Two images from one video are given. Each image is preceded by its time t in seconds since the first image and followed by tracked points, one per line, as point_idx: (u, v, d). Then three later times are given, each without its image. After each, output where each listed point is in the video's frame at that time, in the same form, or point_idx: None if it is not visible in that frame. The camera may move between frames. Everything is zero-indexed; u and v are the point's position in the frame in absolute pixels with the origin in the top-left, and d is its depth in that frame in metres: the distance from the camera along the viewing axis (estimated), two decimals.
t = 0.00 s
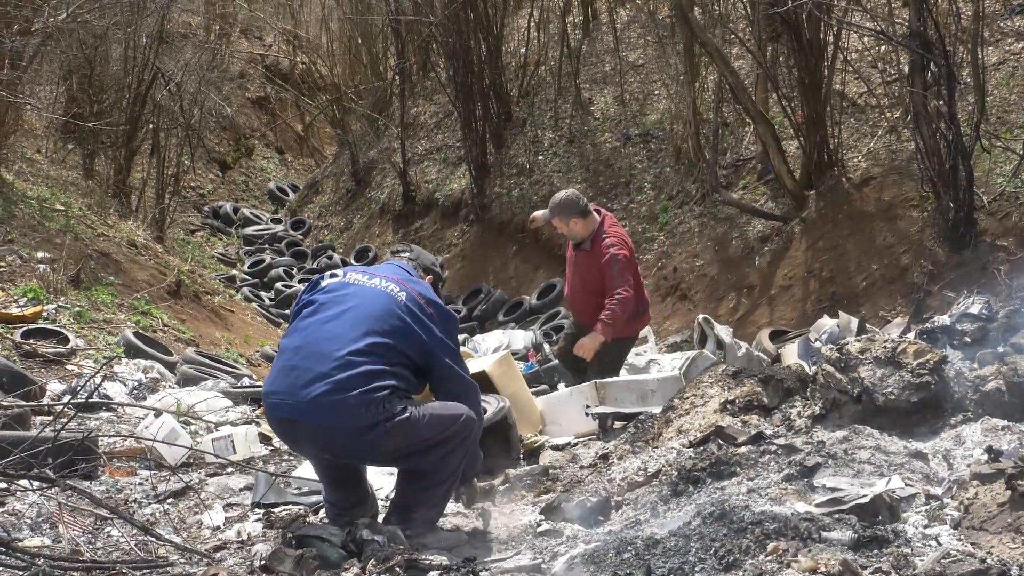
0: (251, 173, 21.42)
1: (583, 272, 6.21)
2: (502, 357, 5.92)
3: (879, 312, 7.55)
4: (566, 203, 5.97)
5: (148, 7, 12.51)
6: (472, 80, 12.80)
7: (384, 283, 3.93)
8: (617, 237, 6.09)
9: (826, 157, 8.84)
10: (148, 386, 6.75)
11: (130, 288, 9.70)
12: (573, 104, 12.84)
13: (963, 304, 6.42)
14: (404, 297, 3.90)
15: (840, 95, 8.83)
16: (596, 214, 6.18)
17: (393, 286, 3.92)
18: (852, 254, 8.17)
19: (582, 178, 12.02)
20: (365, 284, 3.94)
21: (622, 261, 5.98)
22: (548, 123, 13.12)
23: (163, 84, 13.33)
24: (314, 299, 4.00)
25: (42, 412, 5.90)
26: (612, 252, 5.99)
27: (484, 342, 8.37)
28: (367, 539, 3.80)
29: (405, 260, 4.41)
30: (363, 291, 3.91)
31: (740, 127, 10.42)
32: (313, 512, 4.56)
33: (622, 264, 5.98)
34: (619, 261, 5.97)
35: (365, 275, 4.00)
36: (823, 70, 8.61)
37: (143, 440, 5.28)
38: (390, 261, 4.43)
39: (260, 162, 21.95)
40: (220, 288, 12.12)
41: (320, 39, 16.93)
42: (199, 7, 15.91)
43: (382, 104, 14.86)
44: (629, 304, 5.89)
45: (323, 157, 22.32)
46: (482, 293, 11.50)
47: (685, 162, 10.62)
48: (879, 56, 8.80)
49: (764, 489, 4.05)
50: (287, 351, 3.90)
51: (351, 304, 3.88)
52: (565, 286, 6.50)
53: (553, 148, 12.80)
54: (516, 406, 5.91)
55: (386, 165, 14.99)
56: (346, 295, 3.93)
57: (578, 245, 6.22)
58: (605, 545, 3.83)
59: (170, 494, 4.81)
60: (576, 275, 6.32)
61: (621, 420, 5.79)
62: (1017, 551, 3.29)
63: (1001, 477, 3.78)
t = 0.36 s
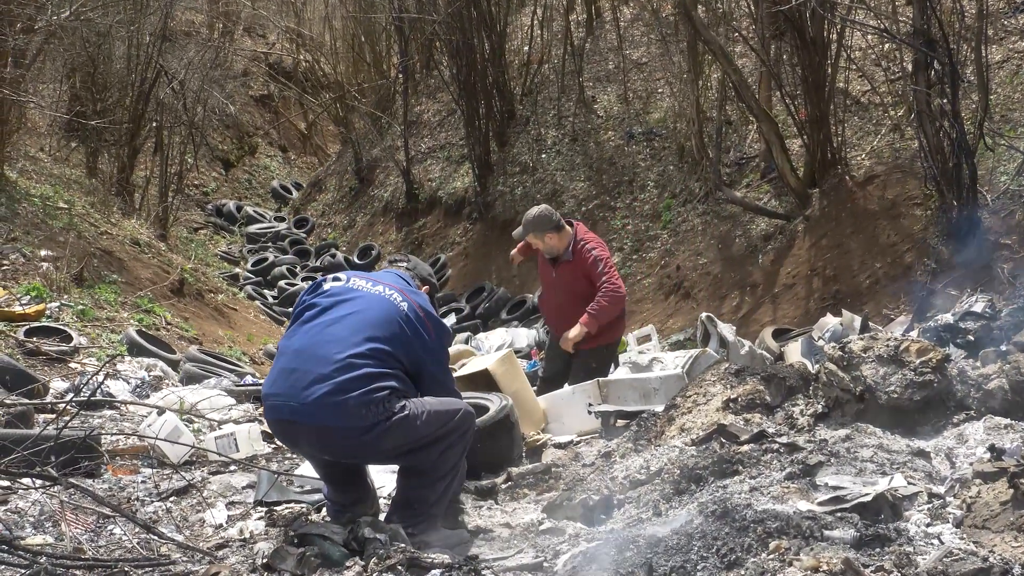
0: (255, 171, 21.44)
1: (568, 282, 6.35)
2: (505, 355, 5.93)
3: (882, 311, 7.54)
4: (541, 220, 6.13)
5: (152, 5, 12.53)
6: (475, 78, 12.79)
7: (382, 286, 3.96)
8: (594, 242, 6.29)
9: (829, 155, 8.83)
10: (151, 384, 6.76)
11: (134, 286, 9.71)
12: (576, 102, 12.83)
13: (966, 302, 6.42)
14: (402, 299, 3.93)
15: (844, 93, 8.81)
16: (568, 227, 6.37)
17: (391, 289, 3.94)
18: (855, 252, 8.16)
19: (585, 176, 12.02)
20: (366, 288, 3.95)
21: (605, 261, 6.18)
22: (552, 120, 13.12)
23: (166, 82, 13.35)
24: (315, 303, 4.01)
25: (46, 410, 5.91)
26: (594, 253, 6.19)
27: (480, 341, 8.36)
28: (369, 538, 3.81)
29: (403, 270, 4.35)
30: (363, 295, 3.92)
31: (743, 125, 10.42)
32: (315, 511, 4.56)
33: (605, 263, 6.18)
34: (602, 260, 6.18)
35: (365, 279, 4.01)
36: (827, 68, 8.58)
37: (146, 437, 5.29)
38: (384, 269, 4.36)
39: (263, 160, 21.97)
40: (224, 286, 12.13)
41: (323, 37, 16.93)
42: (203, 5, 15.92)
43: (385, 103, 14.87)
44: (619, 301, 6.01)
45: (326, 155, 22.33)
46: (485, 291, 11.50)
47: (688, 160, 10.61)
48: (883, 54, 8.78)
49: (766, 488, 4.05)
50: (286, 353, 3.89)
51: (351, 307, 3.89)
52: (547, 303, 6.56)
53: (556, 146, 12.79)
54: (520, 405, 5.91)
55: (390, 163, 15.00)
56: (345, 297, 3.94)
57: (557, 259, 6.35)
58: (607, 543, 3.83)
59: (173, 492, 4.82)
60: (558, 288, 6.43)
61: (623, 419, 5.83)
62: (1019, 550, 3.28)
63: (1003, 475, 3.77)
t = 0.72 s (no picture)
0: (257, 170, 21.44)
1: (556, 277, 6.39)
2: (507, 352, 5.86)
3: (884, 307, 7.53)
4: (520, 217, 6.15)
5: (154, 3, 12.53)
6: (477, 76, 12.77)
7: (380, 267, 3.96)
8: (572, 231, 6.35)
9: (831, 151, 8.81)
10: (153, 383, 6.76)
11: (136, 284, 9.72)
12: (578, 99, 12.82)
13: (969, 298, 6.40)
14: (400, 280, 3.93)
15: (845, 89, 8.79)
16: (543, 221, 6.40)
17: (389, 270, 3.94)
18: (858, 248, 8.14)
19: (587, 173, 12.01)
20: (363, 270, 3.96)
21: (587, 246, 6.27)
22: (554, 117, 13.10)
23: (168, 80, 13.36)
24: (312, 289, 4.00)
25: (47, 409, 5.92)
26: (577, 241, 6.27)
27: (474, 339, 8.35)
28: (370, 537, 3.82)
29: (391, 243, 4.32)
30: (361, 277, 3.93)
31: (745, 122, 10.41)
32: (316, 509, 4.56)
33: (589, 248, 6.26)
34: (586, 247, 6.26)
35: (360, 261, 4.01)
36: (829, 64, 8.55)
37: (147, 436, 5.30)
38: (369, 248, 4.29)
39: (265, 158, 21.97)
40: (226, 284, 12.14)
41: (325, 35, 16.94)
42: (205, 3, 15.92)
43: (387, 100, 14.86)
44: (613, 281, 6.12)
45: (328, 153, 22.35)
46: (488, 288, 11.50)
47: (690, 157, 10.60)
48: (885, 50, 8.76)
49: (768, 485, 4.05)
50: (288, 340, 3.89)
51: (350, 291, 3.89)
52: (537, 303, 6.56)
53: (558, 143, 12.78)
54: (522, 402, 5.86)
55: (392, 161, 15.01)
56: (343, 281, 3.95)
57: (540, 255, 6.38)
58: (608, 540, 3.82)
59: (174, 491, 4.82)
60: (546, 284, 6.46)
61: (625, 416, 5.83)
62: (1020, 546, 3.27)
63: (1005, 471, 3.76)
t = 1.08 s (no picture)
0: (257, 170, 21.44)
1: (557, 276, 6.39)
2: (506, 353, 5.87)
3: (883, 307, 7.53)
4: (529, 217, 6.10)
5: (152, 4, 12.53)
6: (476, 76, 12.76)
7: (369, 243, 3.92)
8: (574, 231, 6.33)
9: (830, 151, 8.81)
10: (152, 383, 6.76)
11: (135, 285, 9.72)
12: (577, 99, 12.82)
13: (967, 297, 6.40)
14: (392, 253, 3.90)
15: (844, 89, 8.78)
16: (545, 220, 6.34)
17: (378, 245, 3.91)
18: (857, 248, 8.14)
19: (587, 173, 12.01)
20: (353, 249, 3.91)
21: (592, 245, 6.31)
22: (553, 117, 13.09)
23: (167, 81, 13.36)
24: (304, 277, 3.94)
25: (46, 410, 5.93)
26: (583, 243, 6.26)
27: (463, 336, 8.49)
28: (369, 538, 3.82)
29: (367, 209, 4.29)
30: (354, 258, 3.89)
31: (744, 121, 10.42)
32: (315, 511, 4.56)
33: (595, 250, 6.29)
34: (593, 249, 6.28)
35: (348, 240, 3.96)
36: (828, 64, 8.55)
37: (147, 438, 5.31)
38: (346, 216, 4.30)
39: (265, 159, 21.97)
40: (225, 285, 12.14)
41: (324, 36, 16.93)
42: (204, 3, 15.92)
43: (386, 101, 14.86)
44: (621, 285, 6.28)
45: (328, 153, 22.35)
46: (487, 288, 11.50)
47: (689, 157, 10.60)
48: (884, 50, 8.76)
49: (766, 485, 4.05)
50: (290, 333, 3.83)
51: (346, 272, 3.85)
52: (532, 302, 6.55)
53: (558, 143, 12.77)
54: (521, 402, 5.88)
55: (391, 161, 15.01)
56: (335, 263, 3.90)
57: (542, 254, 6.34)
58: (608, 541, 3.83)
59: (173, 492, 4.83)
60: (545, 283, 6.46)
61: (624, 416, 5.83)
62: (1019, 546, 3.27)
63: (1004, 470, 3.75)
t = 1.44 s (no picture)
0: (255, 169, 21.42)
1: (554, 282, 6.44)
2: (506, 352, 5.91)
3: (883, 308, 7.53)
4: (534, 224, 6.08)
5: (152, 2, 12.51)
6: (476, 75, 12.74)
7: (384, 237, 3.83)
8: (576, 239, 6.38)
9: (830, 151, 8.80)
10: (152, 382, 6.75)
11: (134, 284, 9.71)
12: (577, 98, 12.81)
13: (967, 299, 6.40)
14: (407, 249, 3.80)
15: (844, 90, 8.77)
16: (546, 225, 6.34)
17: (394, 240, 3.81)
18: (856, 249, 8.14)
19: (586, 173, 12.00)
20: (367, 242, 3.83)
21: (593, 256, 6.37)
22: (553, 117, 13.09)
23: (166, 79, 13.33)
24: (318, 265, 3.89)
25: (46, 408, 5.92)
26: (585, 252, 6.33)
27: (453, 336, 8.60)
28: (368, 537, 3.82)
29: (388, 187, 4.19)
30: (367, 253, 3.81)
31: (744, 122, 10.43)
32: (315, 509, 4.55)
33: (595, 261, 6.36)
34: (593, 259, 6.35)
35: (363, 231, 3.87)
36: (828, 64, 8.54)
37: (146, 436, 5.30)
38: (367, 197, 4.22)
39: (264, 157, 21.94)
40: (224, 284, 12.12)
41: (323, 34, 16.91)
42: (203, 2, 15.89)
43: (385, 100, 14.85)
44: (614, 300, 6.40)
45: (327, 152, 22.32)
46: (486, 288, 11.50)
47: (689, 157, 10.60)
48: (884, 51, 8.75)
49: (767, 486, 4.05)
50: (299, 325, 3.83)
51: (357, 268, 3.79)
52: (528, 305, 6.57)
53: (557, 142, 12.77)
54: (521, 401, 5.88)
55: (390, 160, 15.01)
56: (348, 257, 3.83)
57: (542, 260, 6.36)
58: (608, 542, 3.82)
59: (173, 490, 4.82)
60: (540, 288, 6.51)
61: (624, 417, 5.80)
62: (1021, 549, 3.27)
63: (1006, 472, 3.75)
